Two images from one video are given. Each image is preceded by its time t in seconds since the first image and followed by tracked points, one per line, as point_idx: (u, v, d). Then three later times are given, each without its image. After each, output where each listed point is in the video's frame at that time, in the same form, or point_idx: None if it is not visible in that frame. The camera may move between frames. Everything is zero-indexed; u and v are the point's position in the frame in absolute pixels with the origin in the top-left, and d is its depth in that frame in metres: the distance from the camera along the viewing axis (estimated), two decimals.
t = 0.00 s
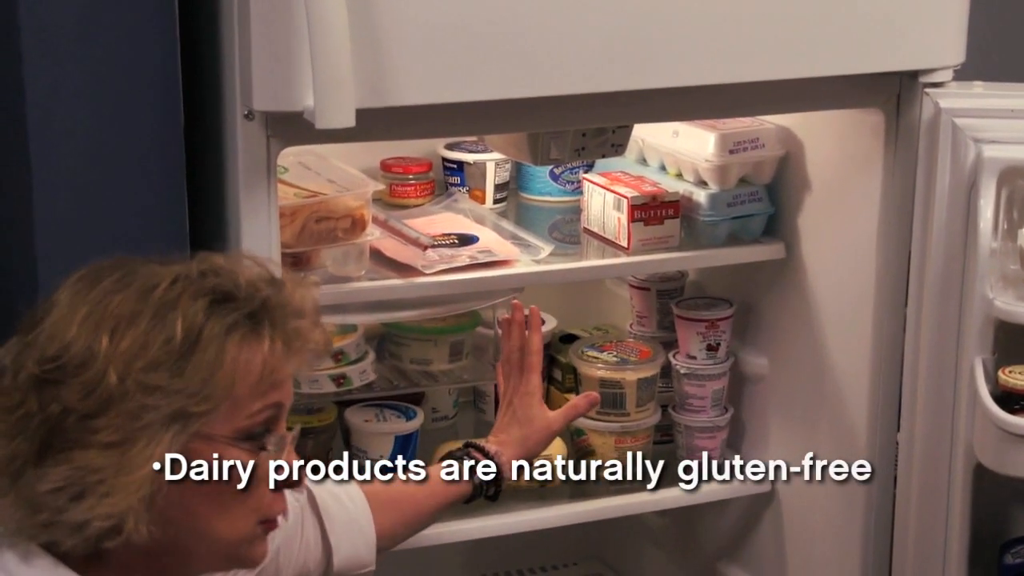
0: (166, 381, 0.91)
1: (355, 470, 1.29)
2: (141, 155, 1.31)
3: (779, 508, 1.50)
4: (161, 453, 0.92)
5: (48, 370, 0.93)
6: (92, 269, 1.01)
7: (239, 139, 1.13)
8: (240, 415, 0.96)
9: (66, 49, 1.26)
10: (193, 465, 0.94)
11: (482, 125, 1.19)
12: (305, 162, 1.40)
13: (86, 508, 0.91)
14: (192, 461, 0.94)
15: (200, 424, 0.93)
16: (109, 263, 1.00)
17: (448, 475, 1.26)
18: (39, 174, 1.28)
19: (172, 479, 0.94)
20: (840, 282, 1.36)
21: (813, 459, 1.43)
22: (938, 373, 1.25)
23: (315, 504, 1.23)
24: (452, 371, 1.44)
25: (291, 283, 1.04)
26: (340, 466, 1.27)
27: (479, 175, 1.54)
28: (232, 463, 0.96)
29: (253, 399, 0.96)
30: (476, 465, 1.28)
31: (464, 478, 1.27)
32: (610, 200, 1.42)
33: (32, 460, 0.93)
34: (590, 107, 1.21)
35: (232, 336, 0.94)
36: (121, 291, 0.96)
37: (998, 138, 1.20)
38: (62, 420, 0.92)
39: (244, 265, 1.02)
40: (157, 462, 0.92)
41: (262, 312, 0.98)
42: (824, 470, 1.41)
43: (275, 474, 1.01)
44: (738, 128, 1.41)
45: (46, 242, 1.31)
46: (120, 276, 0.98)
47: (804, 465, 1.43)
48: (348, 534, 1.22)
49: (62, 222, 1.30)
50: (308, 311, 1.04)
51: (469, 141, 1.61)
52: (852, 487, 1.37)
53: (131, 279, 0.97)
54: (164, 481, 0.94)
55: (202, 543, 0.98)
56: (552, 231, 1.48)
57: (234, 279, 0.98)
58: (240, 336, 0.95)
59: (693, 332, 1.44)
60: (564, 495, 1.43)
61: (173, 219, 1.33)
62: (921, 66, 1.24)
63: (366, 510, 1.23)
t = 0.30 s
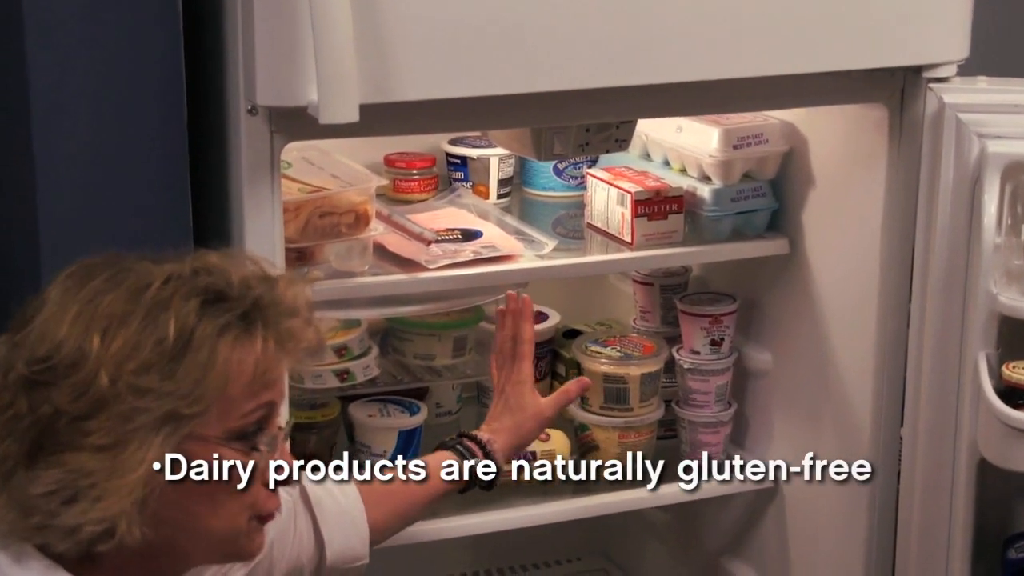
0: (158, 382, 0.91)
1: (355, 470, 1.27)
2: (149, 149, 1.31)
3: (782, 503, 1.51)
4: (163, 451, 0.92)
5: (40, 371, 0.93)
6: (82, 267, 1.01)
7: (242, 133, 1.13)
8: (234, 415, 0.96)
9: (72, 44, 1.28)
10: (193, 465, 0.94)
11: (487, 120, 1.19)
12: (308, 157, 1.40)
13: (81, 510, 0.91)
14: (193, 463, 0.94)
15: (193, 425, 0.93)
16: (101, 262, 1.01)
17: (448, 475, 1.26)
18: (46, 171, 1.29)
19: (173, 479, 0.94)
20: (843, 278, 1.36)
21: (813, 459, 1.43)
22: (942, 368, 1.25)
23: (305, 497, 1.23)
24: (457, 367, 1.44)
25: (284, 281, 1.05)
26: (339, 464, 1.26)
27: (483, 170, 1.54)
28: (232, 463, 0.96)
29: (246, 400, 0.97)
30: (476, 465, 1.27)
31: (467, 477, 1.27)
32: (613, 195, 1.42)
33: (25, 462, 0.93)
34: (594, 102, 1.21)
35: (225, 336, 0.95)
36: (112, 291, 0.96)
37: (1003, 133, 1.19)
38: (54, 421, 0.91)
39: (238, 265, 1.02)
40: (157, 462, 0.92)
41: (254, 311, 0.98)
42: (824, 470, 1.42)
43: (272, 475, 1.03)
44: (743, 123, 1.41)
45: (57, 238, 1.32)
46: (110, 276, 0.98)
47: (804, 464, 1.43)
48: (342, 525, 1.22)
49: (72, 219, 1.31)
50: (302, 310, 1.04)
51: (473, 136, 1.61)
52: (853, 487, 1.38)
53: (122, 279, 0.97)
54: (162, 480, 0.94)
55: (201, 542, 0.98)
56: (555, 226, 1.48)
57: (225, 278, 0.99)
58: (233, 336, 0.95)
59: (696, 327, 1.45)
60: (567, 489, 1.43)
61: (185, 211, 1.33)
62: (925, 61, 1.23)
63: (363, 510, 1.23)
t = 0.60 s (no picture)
0: (111, 392, 0.86)
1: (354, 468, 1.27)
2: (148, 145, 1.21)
3: (785, 492, 1.51)
4: (161, 452, 0.90)
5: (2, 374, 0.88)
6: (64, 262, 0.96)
7: (245, 123, 1.13)
8: (203, 418, 0.91)
9: (71, 34, 1.17)
10: (193, 465, 0.90)
11: (492, 110, 1.19)
12: (311, 147, 1.40)
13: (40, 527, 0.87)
14: (195, 463, 0.90)
15: (151, 437, 0.88)
16: (77, 263, 0.94)
17: (448, 475, 1.18)
18: (48, 173, 1.19)
19: (172, 478, 0.91)
20: (847, 268, 1.36)
21: (813, 459, 1.44)
22: (945, 359, 1.25)
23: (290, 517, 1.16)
24: (461, 356, 1.44)
25: (254, 271, 0.97)
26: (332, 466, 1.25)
27: (486, 160, 1.54)
28: (232, 463, 0.93)
29: (215, 403, 0.91)
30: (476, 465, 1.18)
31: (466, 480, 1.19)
32: (616, 185, 1.42)
33: None
34: (599, 92, 1.21)
35: (183, 343, 0.88)
36: (78, 291, 0.90)
37: (1008, 123, 1.19)
38: (16, 430, 0.88)
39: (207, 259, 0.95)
40: (157, 461, 0.90)
41: (217, 309, 0.91)
42: (824, 470, 1.43)
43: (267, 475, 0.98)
44: (747, 112, 1.41)
45: (56, 243, 1.22)
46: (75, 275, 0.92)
47: (804, 464, 1.44)
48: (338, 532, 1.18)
49: (76, 225, 1.21)
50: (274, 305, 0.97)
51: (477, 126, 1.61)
52: (854, 487, 1.38)
53: (93, 277, 0.91)
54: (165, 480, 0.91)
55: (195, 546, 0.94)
56: (559, 216, 1.48)
57: (188, 276, 0.92)
58: (190, 342, 0.88)
59: (700, 317, 1.45)
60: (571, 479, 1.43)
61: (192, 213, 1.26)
62: (929, 50, 1.23)
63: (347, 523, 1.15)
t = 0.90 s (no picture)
0: (149, 390, 0.89)
1: (354, 470, 1.30)
2: (149, 149, 1.20)
3: (787, 480, 1.51)
4: (162, 452, 0.90)
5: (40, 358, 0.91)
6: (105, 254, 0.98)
7: (246, 113, 1.13)
8: (233, 423, 0.92)
9: (74, 39, 1.17)
10: (192, 465, 0.92)
11: (492, 99, 1.18)
12: (313, 136, 1.40)
13: (72, 514, 0.90)
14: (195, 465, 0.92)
15: (188, 434, 0.91)
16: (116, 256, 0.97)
17: (448, 475, 1.23)
18: (50, 177, 1.19)
19: (172, 478, 0.92)
20: (849, 256, 1.36)
21: (813, 459, 1.45)
22: (946, 348, 1.25)
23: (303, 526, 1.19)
24: (462, 346, 1.43)
25: (295, 279, 1.00)
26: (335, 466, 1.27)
27: (487, 149, 1.53)
28: (233, 463, 0.93)
29: (249, 407, 0.93)
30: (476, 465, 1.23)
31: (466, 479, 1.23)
32: (617, 174, 1.42)
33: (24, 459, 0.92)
34: (599, 80, 1.20)
35: (221, 346, 0.90)
36: (117, 287, 0.93)
37: (1009, 112, 1.19)
38: (49, 419, 0.91)
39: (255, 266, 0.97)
40: (157, 463, 0.91)
41: (258, 313, 0.94)
42: (824, 470, 1.43)
43: (274, 475, 0.97)
44: (748, 101, 1.41)
45: (58, 246, 1.22)
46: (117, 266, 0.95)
47: (804, 465, 1.45)
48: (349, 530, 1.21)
49: (78, 228, 1.21)
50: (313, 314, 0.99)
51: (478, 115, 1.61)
52: (853, 487, 1.39)
53: (135, 271, 0.94)
54: (165, 479, 0.92)
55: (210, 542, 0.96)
56: (560, 205, 1.48)
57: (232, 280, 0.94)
58: (228, 344, 0.91)
59: (701, 307, 1.45)
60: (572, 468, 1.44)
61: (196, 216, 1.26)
62: (930, 38, 1.23)
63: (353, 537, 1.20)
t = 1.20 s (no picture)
0: (208, 388, 0.86)
1: (355, 468, 1.28)
2: (148, 151, 1.19)
3: (785, 466, 1.51)
4: (162, 452, 0.87)
5: (64, 362, 0.87)
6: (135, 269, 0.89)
7: (245, 99, 1.13)
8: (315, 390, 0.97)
9: (73, 39, 1.16)
10: (192, 465, 0.88)
11: (490, 85, 1.18)
12: (312, 121, 1.39)
13: (123, 521, 0.89)
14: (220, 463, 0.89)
15: (248, 430, 0.89)
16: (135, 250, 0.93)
17: (447, 475, 1.23)
18: (51, 178, 1.17)
19: (173, 479, 0.89)
20: (848, 242, 1.36)
21: (813, 459, 1.45)
22: (945, 333, 1.25)
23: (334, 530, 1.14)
24: (461, 332, 1.44)
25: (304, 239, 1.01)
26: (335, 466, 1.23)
27: (486, 135, 1.53)
28: (233, 463, 0.90)
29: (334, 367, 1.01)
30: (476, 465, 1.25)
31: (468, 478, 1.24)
32: (616, 159, 1.42)
33: (48, 470, 0.89)
34: (598, 66, 1.20)
35: (267, 333, 0.90)
36: (222, 305, 0.89)
37: (1009, 97, 1.19)
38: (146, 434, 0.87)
39: (280, 244, 0.97)
40: (156, 462, 0.88)
41: (293, 291, 0.93)
42: (824, 470, 1.43)
43: (274, 475, 0.94)
44: (748, 86, 1.40)
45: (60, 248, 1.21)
46: (134, 260, 0.91)
47: (805, 464, 1.46)
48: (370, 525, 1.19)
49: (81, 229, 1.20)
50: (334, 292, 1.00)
51: (476, 101, 1.61)
52: (853, 486, 1.39)
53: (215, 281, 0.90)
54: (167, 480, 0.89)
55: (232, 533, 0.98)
56: (559, 191, 1.48)
57: (263, 262, 0.93)
58: (310, 320, 0.94)
59: (700, 292, 1.45)
60: (571, 453, 1.44)
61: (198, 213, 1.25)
62: (929, 24, 1.23)
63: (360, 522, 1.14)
